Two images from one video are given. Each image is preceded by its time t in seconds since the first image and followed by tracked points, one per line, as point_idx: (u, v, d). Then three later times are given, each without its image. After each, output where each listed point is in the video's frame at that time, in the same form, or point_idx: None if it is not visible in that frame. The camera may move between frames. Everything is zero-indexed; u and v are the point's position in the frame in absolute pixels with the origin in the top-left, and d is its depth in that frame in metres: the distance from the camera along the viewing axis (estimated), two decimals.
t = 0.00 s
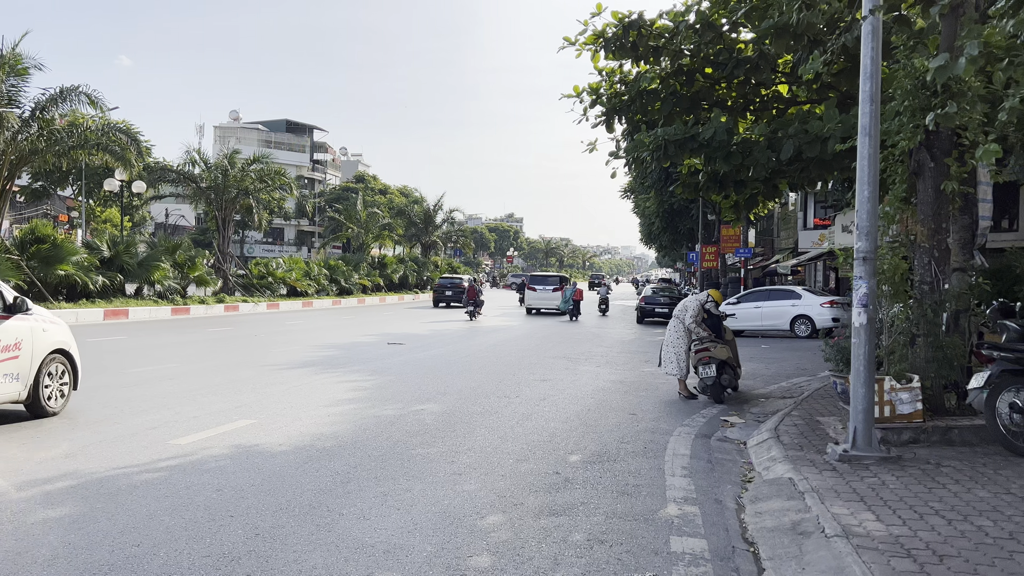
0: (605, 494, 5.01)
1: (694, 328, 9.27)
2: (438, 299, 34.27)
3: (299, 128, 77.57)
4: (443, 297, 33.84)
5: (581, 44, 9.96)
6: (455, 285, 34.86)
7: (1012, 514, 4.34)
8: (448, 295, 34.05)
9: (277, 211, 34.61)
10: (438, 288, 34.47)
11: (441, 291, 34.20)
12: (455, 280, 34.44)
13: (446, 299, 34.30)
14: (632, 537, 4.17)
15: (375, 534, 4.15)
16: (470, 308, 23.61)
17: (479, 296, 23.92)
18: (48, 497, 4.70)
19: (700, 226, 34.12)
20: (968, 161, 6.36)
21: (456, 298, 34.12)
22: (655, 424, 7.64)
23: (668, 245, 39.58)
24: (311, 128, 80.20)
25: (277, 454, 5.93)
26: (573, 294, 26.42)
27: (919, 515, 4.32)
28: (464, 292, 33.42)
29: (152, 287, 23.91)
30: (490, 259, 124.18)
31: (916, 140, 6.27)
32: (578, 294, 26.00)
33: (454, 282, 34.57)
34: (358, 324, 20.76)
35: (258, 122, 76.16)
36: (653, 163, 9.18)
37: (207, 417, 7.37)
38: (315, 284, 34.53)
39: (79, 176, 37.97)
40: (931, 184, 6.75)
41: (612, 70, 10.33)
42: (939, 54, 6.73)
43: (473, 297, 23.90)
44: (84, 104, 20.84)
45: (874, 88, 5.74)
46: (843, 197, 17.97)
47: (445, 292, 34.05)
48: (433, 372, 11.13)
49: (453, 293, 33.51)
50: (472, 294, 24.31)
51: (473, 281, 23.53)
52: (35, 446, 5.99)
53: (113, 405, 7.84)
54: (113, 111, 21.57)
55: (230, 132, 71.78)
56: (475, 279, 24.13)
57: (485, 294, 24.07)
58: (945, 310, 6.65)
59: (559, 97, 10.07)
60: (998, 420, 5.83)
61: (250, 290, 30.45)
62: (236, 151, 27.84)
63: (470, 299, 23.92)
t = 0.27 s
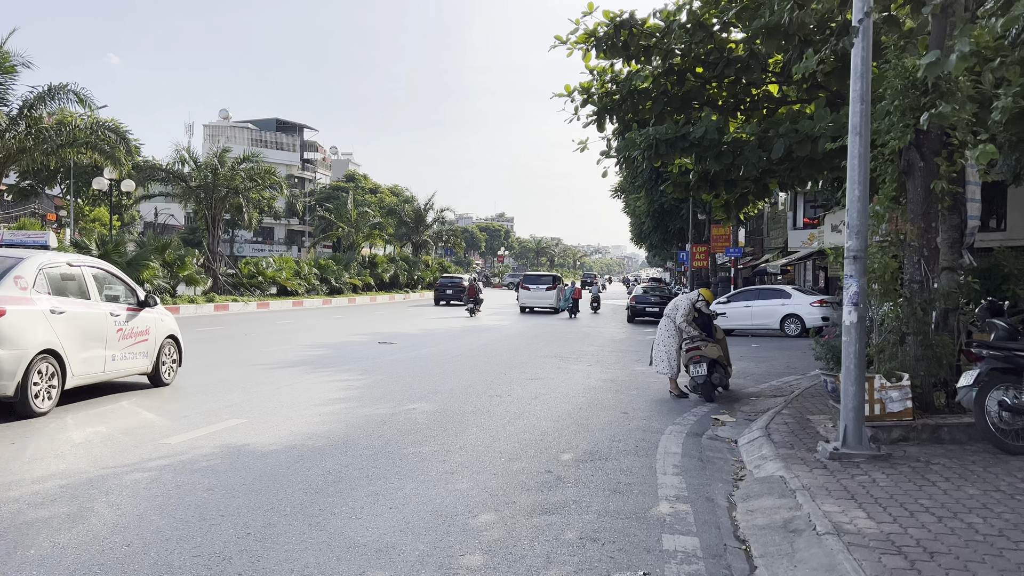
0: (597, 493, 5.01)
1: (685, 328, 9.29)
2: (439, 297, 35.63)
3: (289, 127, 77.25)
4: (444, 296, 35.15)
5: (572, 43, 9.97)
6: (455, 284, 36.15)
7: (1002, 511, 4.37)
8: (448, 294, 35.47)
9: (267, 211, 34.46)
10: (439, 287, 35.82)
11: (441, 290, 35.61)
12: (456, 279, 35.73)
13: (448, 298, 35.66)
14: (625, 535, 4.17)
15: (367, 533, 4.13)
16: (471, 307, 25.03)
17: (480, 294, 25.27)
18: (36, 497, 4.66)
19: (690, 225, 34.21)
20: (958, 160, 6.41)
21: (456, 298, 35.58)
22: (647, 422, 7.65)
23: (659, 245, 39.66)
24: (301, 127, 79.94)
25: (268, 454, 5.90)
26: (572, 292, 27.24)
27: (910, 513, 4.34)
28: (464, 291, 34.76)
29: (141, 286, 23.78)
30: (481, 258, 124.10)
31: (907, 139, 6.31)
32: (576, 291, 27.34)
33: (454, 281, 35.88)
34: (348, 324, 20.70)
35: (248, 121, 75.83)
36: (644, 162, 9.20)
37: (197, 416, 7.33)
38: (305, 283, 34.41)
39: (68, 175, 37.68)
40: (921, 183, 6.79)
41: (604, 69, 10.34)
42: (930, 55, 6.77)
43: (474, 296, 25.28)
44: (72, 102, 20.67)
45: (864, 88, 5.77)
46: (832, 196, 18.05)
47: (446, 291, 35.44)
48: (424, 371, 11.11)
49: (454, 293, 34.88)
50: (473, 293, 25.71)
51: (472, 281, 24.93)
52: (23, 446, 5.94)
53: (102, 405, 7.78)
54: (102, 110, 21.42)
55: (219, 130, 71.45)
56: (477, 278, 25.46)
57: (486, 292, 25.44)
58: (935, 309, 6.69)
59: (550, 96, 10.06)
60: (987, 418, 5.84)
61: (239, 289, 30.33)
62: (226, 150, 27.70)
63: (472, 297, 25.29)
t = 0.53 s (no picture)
0: (590, 491, 5.01)
1: (677, 326, 9.30)
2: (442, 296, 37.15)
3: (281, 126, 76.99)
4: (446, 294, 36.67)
5: (565, 42, 9.97)
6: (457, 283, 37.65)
7: (993, 508, 4.38)
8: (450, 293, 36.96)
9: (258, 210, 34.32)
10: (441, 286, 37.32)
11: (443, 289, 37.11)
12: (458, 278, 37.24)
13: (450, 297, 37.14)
14: (618, 533, 4.17)
15: (359, 532, 4.11)
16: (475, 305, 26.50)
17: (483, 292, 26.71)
18: (25, 497, 4.62)
19: (683, 225, 34.26)
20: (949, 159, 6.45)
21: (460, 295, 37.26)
22: (639, 421, 7.64)
23: (651, 244, 39.71)
24: (293, 125, 79.73)
25: (259, 453, 5.87)
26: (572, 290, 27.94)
27: (902, 510, 4.35)
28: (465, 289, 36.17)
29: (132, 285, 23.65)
30: (473, 258, 124.05)
31: (898, 138, 6.33)
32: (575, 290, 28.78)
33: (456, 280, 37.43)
34: (340, 323, 20.62)
35: (240, 120, 75.58)
36: (636, 160, 9.21)
37: (188, 416, 7.27)
38: (297, 282, 34.29)
39: (58, 173, 37.44)
40: (913, 181, 6.83)
41: (596, 68, 10.34)
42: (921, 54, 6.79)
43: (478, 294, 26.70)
44: (62, 100, 20.53)
45: (856, 86, 5.78)
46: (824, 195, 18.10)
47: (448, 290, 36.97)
48: (417, 370, 11.08)
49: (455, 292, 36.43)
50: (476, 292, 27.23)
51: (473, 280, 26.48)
52: (12, 445, 5.88)
53: (92, 404, 7.72)
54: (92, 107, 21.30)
55: (211, 129, 71.18)
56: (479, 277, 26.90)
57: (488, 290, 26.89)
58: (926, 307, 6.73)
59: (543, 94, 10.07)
60: (978, 416, 5.86)
61: (230, 288, 30.21)
62: (217, 148, 27.59)
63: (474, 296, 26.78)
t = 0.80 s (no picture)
0: (585, 490, 4.99)
1: (672, 325, 9.29)
2: (444, 294, 38.90)
3: (274, 125, 76.86)
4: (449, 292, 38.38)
5: (559, 39, 9.95)
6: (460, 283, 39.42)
7: (989, 506, 4.38)
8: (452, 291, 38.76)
9: (251, 209, 34.17)
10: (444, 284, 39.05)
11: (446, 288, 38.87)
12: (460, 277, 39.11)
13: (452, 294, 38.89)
14: (614, 532, 4.14)
15: (353, 531, 4.08)
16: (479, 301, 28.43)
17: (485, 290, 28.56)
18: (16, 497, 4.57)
19: (677, 224, 34.27)
20: (945, 157, 6.47)
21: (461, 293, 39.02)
22: (634, 420, 7.63)
23: (645, 243, 39.72)
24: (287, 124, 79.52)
25: (253, 452, 5.83)
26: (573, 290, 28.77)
27: (898, 508, 4.34)
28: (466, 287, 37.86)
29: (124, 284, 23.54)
30: (467, 257, 124.00)
31: (894, 136, 6.34)
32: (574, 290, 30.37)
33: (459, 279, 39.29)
34: (334, 322, 20.54)
35: (233, 119, 75.37)
36: (631, 159, 9.19)
37: (180, 415, 7.22)
38: (291, 281, 34.19)
39: (50, 172, 37.23)
40: (908, 180, 6.87)
41: (591, 66, 10.32)
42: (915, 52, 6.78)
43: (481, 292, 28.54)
44: (54, 98, 20.41)
45: (852, 84, 5.77)
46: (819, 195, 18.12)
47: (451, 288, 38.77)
48: (411, 369, 11.03)
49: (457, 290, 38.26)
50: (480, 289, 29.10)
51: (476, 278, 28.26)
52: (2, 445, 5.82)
53: (84, 403, 7.65)
54: (84, 106, 21.18)
55: (204, 128, 70.92)
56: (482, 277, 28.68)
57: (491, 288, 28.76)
58: (921, 305, 6.75)
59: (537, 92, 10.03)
60: (974, 414, 5.87)
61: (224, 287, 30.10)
62: (210, 147, 27.48)
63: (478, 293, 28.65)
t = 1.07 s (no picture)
0: (581, 489, 4.97)
1: (668, 324, 9.28)
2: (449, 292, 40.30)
3: (269, 124, 76.74)
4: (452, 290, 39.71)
5: (555, 38, 9.94)
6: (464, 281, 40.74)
7: (985, 505, 4.38)
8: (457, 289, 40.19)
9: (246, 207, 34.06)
10: (449, 283, 40.46)
11: (451, 286, 40.24)
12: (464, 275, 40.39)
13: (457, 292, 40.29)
14: (610, 532, 4.13)
15: (348, 532, 4.06)
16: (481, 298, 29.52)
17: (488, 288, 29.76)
18: (9, 497, 4.54)
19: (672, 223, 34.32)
20: (940, 156, 6.49)
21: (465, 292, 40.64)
22: (630, 419, 7.62)
23: (641, 242, 39.73)
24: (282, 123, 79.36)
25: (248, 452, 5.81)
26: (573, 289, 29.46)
27: (894, 508, 4.34)
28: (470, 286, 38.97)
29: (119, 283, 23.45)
30: (463, 256, 124.00)
31: (890, 135, 6.34)
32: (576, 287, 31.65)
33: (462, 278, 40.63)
34: (329, 321, 20.50)
35: (228, 117, 75.19)
36: (627, 158, 9.18)
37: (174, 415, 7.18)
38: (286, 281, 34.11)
39: (44, 170, 37.07)
40: (903, 179, 6.88)
41: (586, 65, 10.31)
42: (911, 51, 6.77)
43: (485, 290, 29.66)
44: (48, 97, 20.32)
45: (848, 83, 5.76)
46: (814, 194, 18.16)
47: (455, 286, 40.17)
48: (406, 368, 11.01)
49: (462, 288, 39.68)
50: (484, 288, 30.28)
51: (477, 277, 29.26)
52: None
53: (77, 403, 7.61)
54: (78, 104, 21.09)
55: (199, 126, 70.73)
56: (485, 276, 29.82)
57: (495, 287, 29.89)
58: (916, 303, 6.77)
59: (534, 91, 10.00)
60: (969, 413, 5.86)
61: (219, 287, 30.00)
62: (206, 145, 27.34)
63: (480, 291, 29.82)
